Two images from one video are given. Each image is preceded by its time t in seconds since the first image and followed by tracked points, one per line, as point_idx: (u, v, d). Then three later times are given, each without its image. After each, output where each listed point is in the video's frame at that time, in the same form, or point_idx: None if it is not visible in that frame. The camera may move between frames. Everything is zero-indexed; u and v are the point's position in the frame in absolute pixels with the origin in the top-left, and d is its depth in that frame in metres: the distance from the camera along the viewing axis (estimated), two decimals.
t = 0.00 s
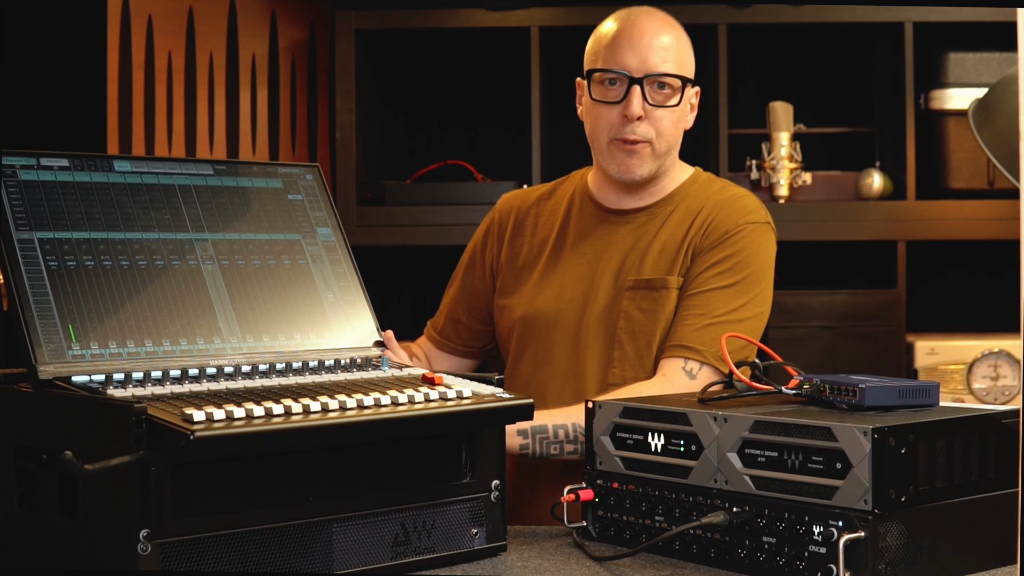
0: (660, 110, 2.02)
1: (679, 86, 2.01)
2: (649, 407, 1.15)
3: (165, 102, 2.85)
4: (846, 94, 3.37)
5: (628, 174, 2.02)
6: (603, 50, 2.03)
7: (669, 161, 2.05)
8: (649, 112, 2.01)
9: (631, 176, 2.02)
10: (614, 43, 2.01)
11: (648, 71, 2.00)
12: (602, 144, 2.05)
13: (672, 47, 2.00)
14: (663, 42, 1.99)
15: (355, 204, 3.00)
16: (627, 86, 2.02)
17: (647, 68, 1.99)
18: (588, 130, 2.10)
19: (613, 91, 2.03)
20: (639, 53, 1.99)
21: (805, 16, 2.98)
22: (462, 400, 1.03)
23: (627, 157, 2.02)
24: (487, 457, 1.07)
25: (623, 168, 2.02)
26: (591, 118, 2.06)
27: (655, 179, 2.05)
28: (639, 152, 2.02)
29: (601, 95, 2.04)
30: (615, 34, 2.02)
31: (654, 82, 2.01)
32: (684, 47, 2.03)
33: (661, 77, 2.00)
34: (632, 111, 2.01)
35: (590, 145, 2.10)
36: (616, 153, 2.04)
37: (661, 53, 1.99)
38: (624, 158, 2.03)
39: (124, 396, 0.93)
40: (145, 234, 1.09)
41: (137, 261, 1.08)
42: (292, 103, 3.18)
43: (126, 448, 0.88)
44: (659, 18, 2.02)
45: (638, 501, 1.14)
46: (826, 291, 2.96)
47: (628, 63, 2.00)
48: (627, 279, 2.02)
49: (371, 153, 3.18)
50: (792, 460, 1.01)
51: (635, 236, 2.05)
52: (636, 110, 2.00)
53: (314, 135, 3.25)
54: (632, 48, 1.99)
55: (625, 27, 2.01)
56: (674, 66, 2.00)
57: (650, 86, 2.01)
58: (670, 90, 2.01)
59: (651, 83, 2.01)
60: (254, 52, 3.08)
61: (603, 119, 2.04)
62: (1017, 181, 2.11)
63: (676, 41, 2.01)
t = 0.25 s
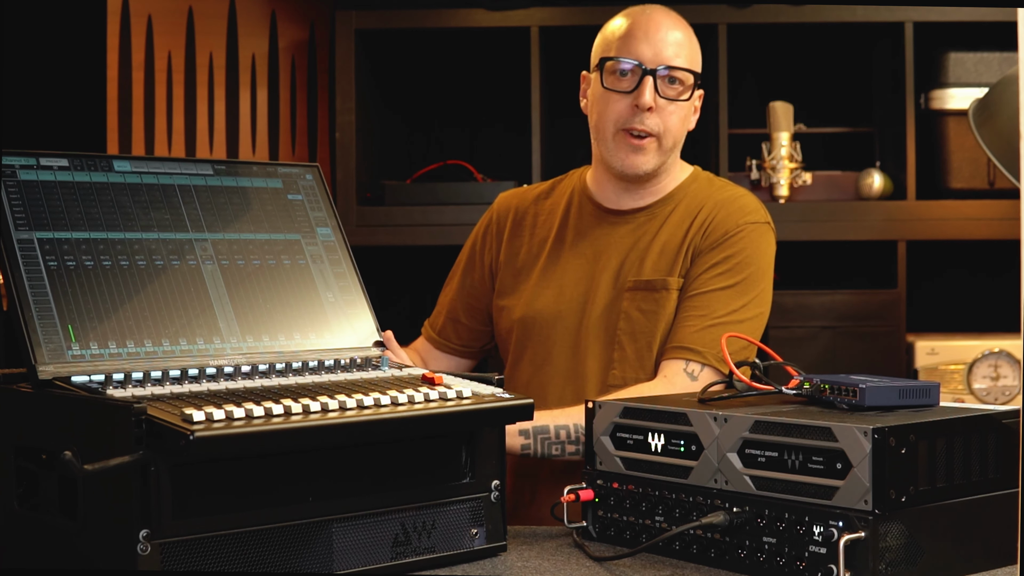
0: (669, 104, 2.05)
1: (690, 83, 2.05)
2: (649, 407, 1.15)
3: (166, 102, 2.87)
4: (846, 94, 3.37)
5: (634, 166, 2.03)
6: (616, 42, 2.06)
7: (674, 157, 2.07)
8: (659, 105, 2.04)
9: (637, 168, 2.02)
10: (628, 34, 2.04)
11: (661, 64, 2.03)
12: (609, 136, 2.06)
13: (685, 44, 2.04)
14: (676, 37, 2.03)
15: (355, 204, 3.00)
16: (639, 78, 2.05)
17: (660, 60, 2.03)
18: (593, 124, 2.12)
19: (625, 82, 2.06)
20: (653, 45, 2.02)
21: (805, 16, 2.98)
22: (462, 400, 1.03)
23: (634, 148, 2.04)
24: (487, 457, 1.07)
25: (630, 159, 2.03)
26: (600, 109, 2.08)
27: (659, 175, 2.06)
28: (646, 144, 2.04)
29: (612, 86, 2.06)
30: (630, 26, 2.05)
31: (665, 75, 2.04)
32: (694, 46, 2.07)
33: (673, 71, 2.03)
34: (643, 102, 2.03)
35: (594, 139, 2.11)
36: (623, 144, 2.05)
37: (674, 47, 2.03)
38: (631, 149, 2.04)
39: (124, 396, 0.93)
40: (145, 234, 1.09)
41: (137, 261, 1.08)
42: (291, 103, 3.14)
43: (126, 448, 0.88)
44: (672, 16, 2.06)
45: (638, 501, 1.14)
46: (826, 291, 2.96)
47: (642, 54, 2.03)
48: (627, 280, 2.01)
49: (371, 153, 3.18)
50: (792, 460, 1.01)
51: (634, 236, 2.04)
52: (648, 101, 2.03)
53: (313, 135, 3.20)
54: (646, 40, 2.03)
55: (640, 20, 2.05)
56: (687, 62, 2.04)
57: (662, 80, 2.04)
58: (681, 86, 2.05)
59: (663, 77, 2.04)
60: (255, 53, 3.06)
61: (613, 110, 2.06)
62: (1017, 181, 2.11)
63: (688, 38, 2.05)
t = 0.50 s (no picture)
0: (667, 101, 2.05)
1: (687, 81, 2.05)
2: (650, 407, 1.15)
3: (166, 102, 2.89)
4: (846, 94, 3.37)
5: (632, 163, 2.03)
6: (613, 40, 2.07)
7: (672, 154, 2.07)
8: (656, 102, 2.04)
9: (637, 165, 2.03)
10: (624, 32, 2.05)
11: (657, 62, 2.03)
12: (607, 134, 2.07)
13: (682, 42, 2.04)
14: (672, 35, 2.04)
15: (355, 204, 3.00)
16: (636, 75, 2.05)
17: (657, 58, 2.03)
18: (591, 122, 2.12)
19: (622, 81, 2.06)
20: (650, 43, 2.02)
21: (805, 17, 2.99)
22: (462, 400, 1.03)
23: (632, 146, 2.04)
24: (487, 457, 1.07)
25: (628, 157, 2.03)
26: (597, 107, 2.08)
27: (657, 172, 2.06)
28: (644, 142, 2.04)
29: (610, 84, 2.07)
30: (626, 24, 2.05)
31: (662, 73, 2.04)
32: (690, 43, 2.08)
33: (670, 68, 2.03)
34: (641, 99, 2.03)
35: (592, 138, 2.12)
36: (621, 142, 2.05)
37: (671, 46, 2.03)
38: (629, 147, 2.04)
39: (124, 396, 0.93)
40: (144, 234, 1.09)
41: (137, 261, 1.08)
42: (291, 103, 3.13)
43: (126, 448, 0.88)
44: (667, 15, 2.07)
45: (638, 501, 1.14)
46: (826, 291, 2.96)
47: (638, 53, 2.03)
48: (627, 279, 2.01)
49: (371, 153, 3.18)
50: (792, 460, 1.01)
51: (634, 236, 2.04)
52: (645, 99, 2.03)
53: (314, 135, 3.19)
54: (643, 38, 2.03)
55: (635, 19, 2.05)
56: (683, 60, 2.05)
57: (659, 79, 2.04)
58: (678, 84, 2.05)
59: (660, 75, 2.04)
60: (255, 53, 3.05)
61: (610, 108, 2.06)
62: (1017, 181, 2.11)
63: (683, 35, 2.05)
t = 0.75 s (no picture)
0: (663, 98, 2.05)
1: (682, 77, 2.04)
2: (650, 407, 1.15)
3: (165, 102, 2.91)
4: (846, 94, 3.37)
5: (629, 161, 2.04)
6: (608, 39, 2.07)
7: (669, 151, 2.07)
8: (652, 99, 2.04)
9: (633, 164, 2.03)
10: (618, 30, 2.05)
11: (652, 59, 2.03)
12: (604, 132, 2.07)
13: (677, 39, 2.03)
14: (666, 31, 2.03)
15: (354, 204, 3.00)
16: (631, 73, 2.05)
17: (651, 55, 2.03)
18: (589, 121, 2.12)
19: (618, 79, 2.06)
20: (644, 40, 2.02)
21: (805, 17, 2.99)
22: (462, 400, 1.03)
23: (629, 143, 2.04)
24: (487, 457, 1.07)
25: (624, 155, 2.04)
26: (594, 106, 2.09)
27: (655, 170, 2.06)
28: (640, 139, 2.04)
29: (605, 82, 2.07)
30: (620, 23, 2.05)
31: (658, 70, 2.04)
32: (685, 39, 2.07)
33: (665, 65, 2.03)
34: (636, 97, 2.03)
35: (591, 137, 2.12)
36: (618, 140, 2.06)
37: (665, 43, 2.02)
38: (626, 145, 2.04)
39: (124, 396, 0.93)
40: (145, 234, 1.09)
41: (137, 261, 1.08)
42: (292, 104, 3.12)
43: (126, 448, 0.88)
44: (661, 12, 2.06)
45: (638, 501, 1.14)
46: (826, 291, 2.96)
47: (634, 51, 2.03)
48: (628, 275, 2.01)
49: (371, 153, 3.18)
50: (792, 460, 1.01)
51: (634, 232, 2.04)
52: (641, 96, 2.03)
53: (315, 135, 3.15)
54: (637, 35, 2.03)
55: (629, 17, 2.05)
56: (678, 56, 2.04)
57: (654, 76, 2.04)
58: (674, 80, 2.05)
59: (655, 72, 2.04)
60: (255, 52, 3.05)
61: (606, 106, 2.07)
62: (1018, 181, 2.11)
63: (678, 32, 2.05)
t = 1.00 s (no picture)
0: (673, 102, 2.06)
1: (692, 81, 2.04)
2: (649, 407, 1.15)
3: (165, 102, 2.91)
4: (846, 94, 3.37)
5: (635, 163, 2.05)
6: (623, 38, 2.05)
7: (674, 155, 2.09)
8: (662, 102, 2.05)
9: (639, 165, 2.04)
10: (632, 31, 2.03)
11: (665, 62, 2.02)
12: (611, 131, 2.07)
13: (688, 43, 2.02)
14: (680, 36, 2.02)
15: (354, 204, 3.00)
16: (643, 75, 2.06)
17: (664, 58, 2.02)
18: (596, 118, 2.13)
19: (629, 79, 2.07)
20: (658, 43, 2.01)
21: (805, 17, 2.99)
22: (462, 400, 1.03)
23: (636, 145, 2.05)
24: (487, 457, 1.07)
25: (631, 156, 2.05)
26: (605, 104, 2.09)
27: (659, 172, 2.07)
28: (648, 141, 2.05)
29: (617, 82, 2.07)
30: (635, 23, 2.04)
31: (669, 74, 2.04)
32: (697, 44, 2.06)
33: (677, 69, 2.02)
34: (647, 98, 2.04)
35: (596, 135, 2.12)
36: (626, 140, 2.06)
37: (677, 47, 2.01)
38: (634, 147, 2.05)
39: (123, 396, 0.93)
40: (145, 234, 1.09)
41: (137, 261, 1.08)
42: (292, 103, 3.13)
43: (126, 448, 0.88)
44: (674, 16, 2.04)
45: (638, 501, 1.14)
46: (826, 291, 2.96)
47: (646, 53, 2.02)
48: (636, 275, 2.02)
49: (371, 153, 3.18)
50: (792, 460, 1.01)
51: (638, 231, 2.05)
52: (652, 98, 2.04)
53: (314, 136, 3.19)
54: (651, 38, 2.02)
55: (643, 18, 2.03)
56: (689, 61, 2.03)
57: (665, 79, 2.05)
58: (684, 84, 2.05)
59: (666, 75, 2.04)
60: (255, 52, 3.05)
61: (617, 106, 2.08)
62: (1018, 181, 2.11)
63: (690, 37, 2.04)
